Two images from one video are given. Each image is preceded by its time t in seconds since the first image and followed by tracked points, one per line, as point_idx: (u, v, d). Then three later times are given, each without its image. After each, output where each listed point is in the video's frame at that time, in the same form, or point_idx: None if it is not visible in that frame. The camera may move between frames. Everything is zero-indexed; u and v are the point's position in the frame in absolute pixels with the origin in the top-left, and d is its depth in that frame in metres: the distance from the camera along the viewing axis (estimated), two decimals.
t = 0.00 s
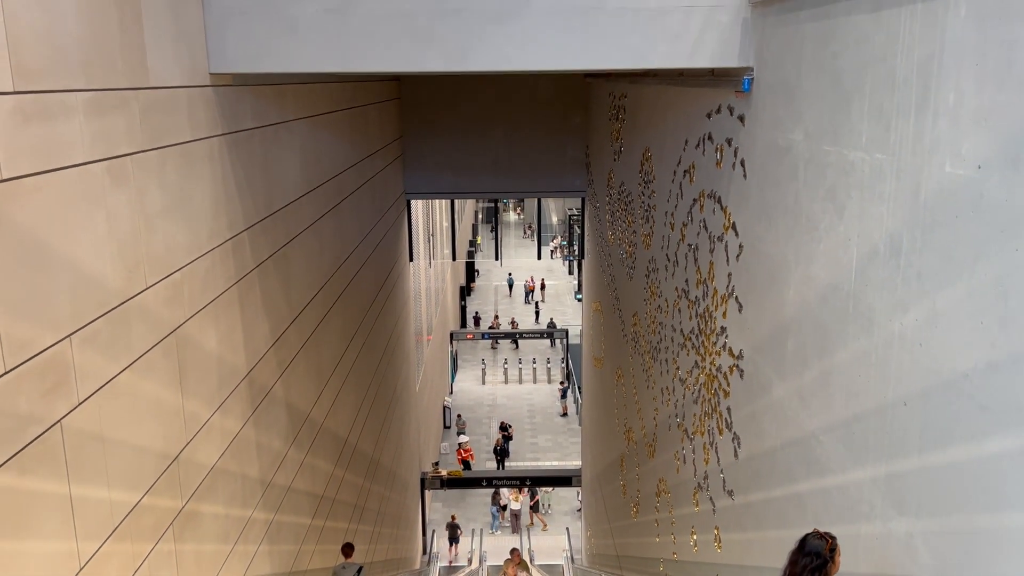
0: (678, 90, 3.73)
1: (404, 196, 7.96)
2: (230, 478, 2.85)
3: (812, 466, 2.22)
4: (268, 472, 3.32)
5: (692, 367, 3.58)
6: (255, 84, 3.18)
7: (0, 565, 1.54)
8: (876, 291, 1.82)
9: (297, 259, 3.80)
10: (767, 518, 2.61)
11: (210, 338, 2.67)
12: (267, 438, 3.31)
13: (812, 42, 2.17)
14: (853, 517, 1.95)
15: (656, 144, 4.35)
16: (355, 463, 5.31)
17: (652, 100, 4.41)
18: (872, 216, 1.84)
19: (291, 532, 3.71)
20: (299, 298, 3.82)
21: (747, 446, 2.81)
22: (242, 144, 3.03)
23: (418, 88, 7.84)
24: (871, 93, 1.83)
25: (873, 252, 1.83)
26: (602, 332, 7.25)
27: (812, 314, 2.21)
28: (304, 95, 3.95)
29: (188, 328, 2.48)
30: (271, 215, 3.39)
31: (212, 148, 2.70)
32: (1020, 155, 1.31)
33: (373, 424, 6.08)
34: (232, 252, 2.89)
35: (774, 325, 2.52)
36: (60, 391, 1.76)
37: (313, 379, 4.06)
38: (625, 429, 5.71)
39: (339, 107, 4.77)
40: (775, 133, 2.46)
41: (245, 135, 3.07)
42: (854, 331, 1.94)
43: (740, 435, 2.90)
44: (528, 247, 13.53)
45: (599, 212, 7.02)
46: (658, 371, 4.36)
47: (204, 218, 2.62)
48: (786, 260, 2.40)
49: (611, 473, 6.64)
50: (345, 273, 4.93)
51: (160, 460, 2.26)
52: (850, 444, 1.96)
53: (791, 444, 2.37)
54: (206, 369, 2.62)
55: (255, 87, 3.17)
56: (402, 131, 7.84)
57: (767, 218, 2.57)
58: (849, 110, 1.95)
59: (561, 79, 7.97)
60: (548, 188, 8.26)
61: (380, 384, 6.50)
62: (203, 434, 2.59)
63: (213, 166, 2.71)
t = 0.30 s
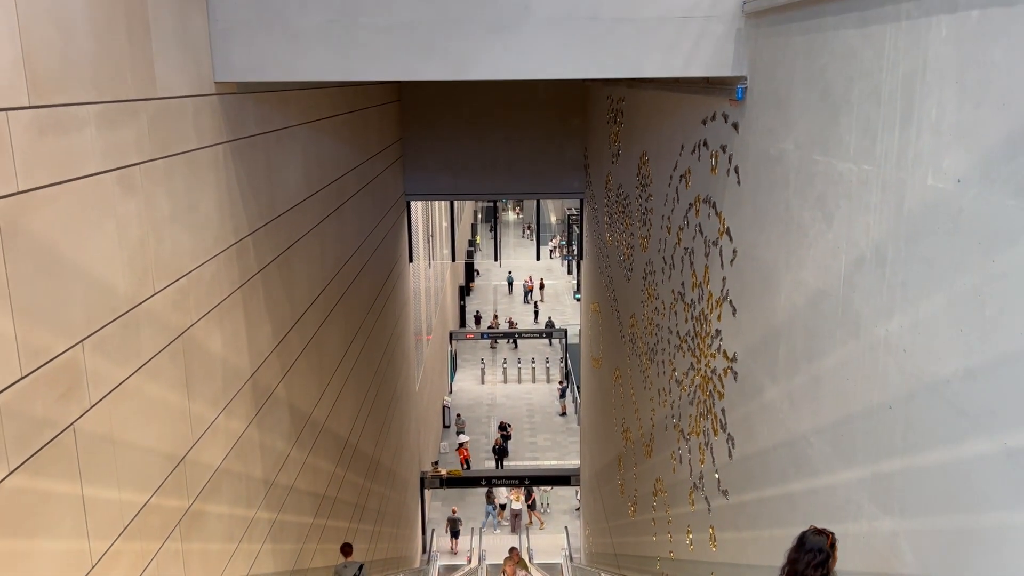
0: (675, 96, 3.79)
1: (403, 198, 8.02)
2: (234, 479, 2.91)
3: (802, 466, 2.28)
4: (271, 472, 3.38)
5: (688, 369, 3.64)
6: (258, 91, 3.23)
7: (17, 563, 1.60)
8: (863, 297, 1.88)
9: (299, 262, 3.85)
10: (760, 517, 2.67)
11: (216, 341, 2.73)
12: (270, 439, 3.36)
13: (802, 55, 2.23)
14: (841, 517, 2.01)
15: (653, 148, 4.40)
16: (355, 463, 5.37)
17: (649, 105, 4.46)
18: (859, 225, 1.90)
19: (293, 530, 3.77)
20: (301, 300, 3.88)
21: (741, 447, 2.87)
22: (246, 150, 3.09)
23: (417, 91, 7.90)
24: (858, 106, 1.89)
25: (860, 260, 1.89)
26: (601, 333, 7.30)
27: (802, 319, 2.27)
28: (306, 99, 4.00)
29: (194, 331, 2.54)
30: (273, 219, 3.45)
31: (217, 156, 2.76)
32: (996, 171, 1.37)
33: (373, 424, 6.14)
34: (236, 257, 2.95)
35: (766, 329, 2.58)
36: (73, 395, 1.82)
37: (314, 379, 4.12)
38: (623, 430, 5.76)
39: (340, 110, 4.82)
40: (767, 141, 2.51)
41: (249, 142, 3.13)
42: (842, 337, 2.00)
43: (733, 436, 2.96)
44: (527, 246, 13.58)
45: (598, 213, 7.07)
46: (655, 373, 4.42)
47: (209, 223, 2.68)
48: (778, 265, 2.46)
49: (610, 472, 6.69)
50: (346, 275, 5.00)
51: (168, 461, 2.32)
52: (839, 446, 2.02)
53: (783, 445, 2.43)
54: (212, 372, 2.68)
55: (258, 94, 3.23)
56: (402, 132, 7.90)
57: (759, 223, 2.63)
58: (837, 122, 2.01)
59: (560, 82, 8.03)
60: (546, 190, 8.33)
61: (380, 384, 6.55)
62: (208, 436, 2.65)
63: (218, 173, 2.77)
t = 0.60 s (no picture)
0: (671, 103, 3.84)
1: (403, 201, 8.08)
2: (238, 481, 2.96)
3: (793, 468, 2.34)
4: (273, 473, 3.43)
5: (684, 372, 3.70)
6: (261, 98, 3.29)
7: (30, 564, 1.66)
8: (851, 304, 1.93)
9: (301, 267, 3.91)
10: (754, 518, 2.72)
11: (220, 346, 2.78)
12: (272, 441, 3.42)
13: (793, 67, 2.29)
14: (830, 518, 2.07)
15: (649, 153, 4.46)
16: (356, 464, 5.43)
17: (646, 111, 4.52)
18: (847, 235, 1.96)
19: (295, 531, 3.82)
20: (303, 304, 3.94)
21: (735, 450, 2.93)
22: (249, 158, 3.14)
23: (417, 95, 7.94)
24: (846, 118, 1.95)
25: (848, 269, 1.95)
26: (599, 336, 7.35)
27: (793, 324, 2.33)
28: (307, 106, 4.06)
29: (199, 337, 2.60)
30: (275, 225, 3.50)
31: (222, 164, 2.82)
32: (975, 186, 1.43)
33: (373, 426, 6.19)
34: (239, 263, 3.00)
35: (759, 334, 2.63)
36: (84, 400, 1.87)
37: (316, 382, 4.18)
38: (620, 431, 5.81)
39: (340, 116, 4.87)
40: (759, 150, 2.57)
41: (252, 149, 3.18)
42: (831, 343, 2.06)
43: (728, 439, 3.02)
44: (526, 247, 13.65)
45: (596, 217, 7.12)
46: (652, 375, 4.47)
47: (214, 230, 2.74)
48: (770, 271, 2.51)
49: (608, 473, 6.74)
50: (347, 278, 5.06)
51: (174, 463, 2.38)
52: (828, 449, 2.08)
53: (775, 447, 2.49)
54: (216, 376, 2.74)
55: (261, 102, 3.29)
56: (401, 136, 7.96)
57: (753, 230, 2.68)
58: (826, 134, 2.07)
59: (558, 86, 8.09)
60: (545, 193, 8.40)
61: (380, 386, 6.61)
62: (213, 439, 2.70)
63: (222, 180, 2.82)
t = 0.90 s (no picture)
0: (666, 111, 3.90)
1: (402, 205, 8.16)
2: (241, 483, 3.01)
3: (785, 471, 2.39)
4: (275, 476, 3.48)
5: (680, 376, 3.76)
6: (263, 108, 3.35)
7: (44, 567, 1.71)
8: (839, 312, 1.99)
9: (302, 273, 3.97)
10: (747, 520, 2.78)
11: (224, 351, 2.84)
12: (274, 445, 3.47)
13: (784, 80, 2.34)
14: (819, 520, 2.13)
15: (646, 159, 4.52)
16: (356, 466, 5.48)
17: (642, 118, 4.58)
18: (835, 245, 2.02)
19: (297, 533, 3.88)
20: (304, 310, 3.99)
21: (729, 453, 2.99)
22: (252, 167, 3.20)
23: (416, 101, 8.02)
24: (834, 133, 2.01)
25: (836, 278, 2.01)
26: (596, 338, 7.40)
27: (784, 330, 2.39)
28: (308, 114, 4.12)
29: (204, 343, 2.65)
30: (277, 231, 3.56)
31: (226, 173, 2.87)
32: (954, 202, 1.49)
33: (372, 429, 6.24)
34: (243, 270, 3.06)
35: (751, 340, 2.69)
36: (94, 406, 1.92)
37: (317, 386, 4.23)
38: (618, 434, 5.87)
39: (341, 122, 4.93)
40: (752, 160, 2.63)
41: (255, 158, 3.24)
42: (820, 350, 2.12)
43: (722, 442, 3.08)
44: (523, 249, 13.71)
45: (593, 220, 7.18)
46: (649, 378, 4.53)
47: (218, 238, 2.79)
48: (762, 279, 2.57)
49: (606, 475, 6.80)
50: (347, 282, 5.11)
51: (180, 467, 2.43)
52: (817, 453, 2.14)
53: (767, 451, 2.55)
54: (220, 381, 2.79)
55: (263, 111, 3.34)
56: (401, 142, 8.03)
57: (745, 239, 2.74)
58: (816, 146, 2.13)
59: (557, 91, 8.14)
60: (543, 197, 8.47)
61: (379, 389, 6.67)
62: (217, 443, 2.76)
63: (226, 189, 2.88)
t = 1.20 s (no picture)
0: (661, 120, 3.96)
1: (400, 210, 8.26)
2: (244, 487, 3.07)
3: (776, 476, 2.45)
4: (277, 480, 3.54)
5: (675, 381, 3.82)
6: (265, 118, 3.40)
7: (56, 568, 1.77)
8: (827, 321, 2.05)
9: (303, 279, 4.03)
10: (740, 523, 2.84)
11: (227, 358, 2.90)
12: (276, 449, 3.53)
13: (775, 94, 2.41)
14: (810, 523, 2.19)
15: (642, 167, 4.58)
16: (355, 469, 5.54)
17: (638, 126, 4.64)
18: (823, 257, 2.07)
19: (298, 536, 3.93)
20: (305, 316, 4.05)
21: (723, 457, 3.04)
22: (254, 176, 3.25)
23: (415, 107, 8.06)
24: (822, 147, 2.07)
25: (824, 288, 2.07)
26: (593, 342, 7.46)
27: (775, 338, 2.44)
28: (309, 122, 4.17)
29: (208, 350, 2.70)
30: (279, 239, 3.62)
31: (229, 183, 2.93)
32: (934, 217, 1.55)
33: (371, 432, 6.30)
34: (245, 277, 3.11)
35: (744, 346, 2.75)
36: (103, 413, 1.98)
37: (317, 390, 4.29)
38: (615, 438, 5.92)
39: (341, 129, 4.99)
40: (745, 171, 2.69)
41: (257, 167, 3.30)
42: (810, 357, 2.17)
43: (716, 446, 3.14)
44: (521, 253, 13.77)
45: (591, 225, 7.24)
46: (645, 383, 4.58)
47: (222, 247, 2.85)
48: (754, 288, 2.63)
49: (603, 478, 6.85)
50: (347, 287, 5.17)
51: (185, 472, 2.49)
52: (807, 458, 2.20)
53: (759, 455, 2.61)
54: (223, 387, 2.85)
55: (265, 121, 3.40)
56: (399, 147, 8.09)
57: (738, 247, 2.80)
58: (805, 159, 2.19)
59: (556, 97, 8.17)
60: (541, 200, 8.56)
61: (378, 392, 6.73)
62: (221, 448, 2.81)
63: (230, 199, 2.94)
